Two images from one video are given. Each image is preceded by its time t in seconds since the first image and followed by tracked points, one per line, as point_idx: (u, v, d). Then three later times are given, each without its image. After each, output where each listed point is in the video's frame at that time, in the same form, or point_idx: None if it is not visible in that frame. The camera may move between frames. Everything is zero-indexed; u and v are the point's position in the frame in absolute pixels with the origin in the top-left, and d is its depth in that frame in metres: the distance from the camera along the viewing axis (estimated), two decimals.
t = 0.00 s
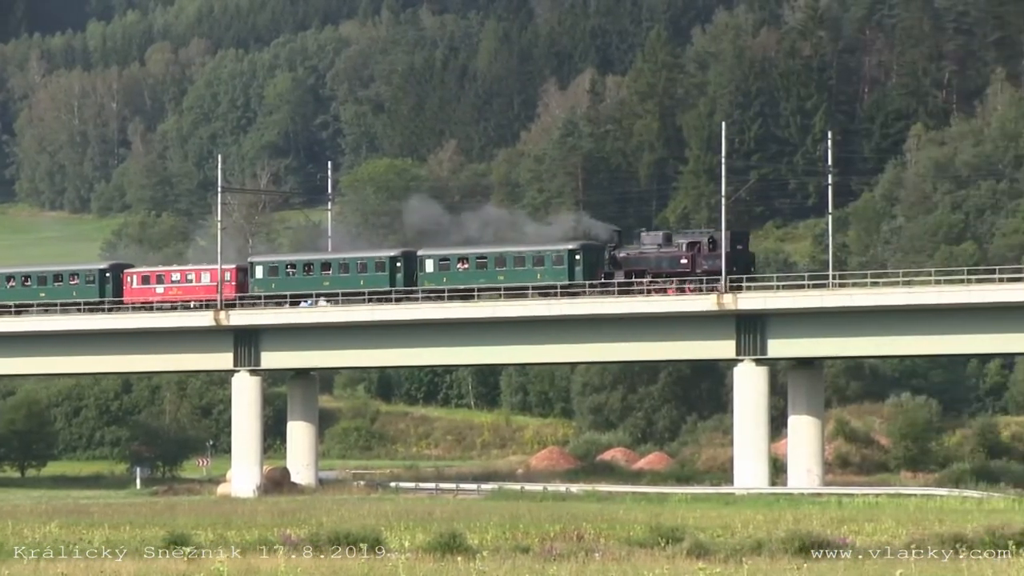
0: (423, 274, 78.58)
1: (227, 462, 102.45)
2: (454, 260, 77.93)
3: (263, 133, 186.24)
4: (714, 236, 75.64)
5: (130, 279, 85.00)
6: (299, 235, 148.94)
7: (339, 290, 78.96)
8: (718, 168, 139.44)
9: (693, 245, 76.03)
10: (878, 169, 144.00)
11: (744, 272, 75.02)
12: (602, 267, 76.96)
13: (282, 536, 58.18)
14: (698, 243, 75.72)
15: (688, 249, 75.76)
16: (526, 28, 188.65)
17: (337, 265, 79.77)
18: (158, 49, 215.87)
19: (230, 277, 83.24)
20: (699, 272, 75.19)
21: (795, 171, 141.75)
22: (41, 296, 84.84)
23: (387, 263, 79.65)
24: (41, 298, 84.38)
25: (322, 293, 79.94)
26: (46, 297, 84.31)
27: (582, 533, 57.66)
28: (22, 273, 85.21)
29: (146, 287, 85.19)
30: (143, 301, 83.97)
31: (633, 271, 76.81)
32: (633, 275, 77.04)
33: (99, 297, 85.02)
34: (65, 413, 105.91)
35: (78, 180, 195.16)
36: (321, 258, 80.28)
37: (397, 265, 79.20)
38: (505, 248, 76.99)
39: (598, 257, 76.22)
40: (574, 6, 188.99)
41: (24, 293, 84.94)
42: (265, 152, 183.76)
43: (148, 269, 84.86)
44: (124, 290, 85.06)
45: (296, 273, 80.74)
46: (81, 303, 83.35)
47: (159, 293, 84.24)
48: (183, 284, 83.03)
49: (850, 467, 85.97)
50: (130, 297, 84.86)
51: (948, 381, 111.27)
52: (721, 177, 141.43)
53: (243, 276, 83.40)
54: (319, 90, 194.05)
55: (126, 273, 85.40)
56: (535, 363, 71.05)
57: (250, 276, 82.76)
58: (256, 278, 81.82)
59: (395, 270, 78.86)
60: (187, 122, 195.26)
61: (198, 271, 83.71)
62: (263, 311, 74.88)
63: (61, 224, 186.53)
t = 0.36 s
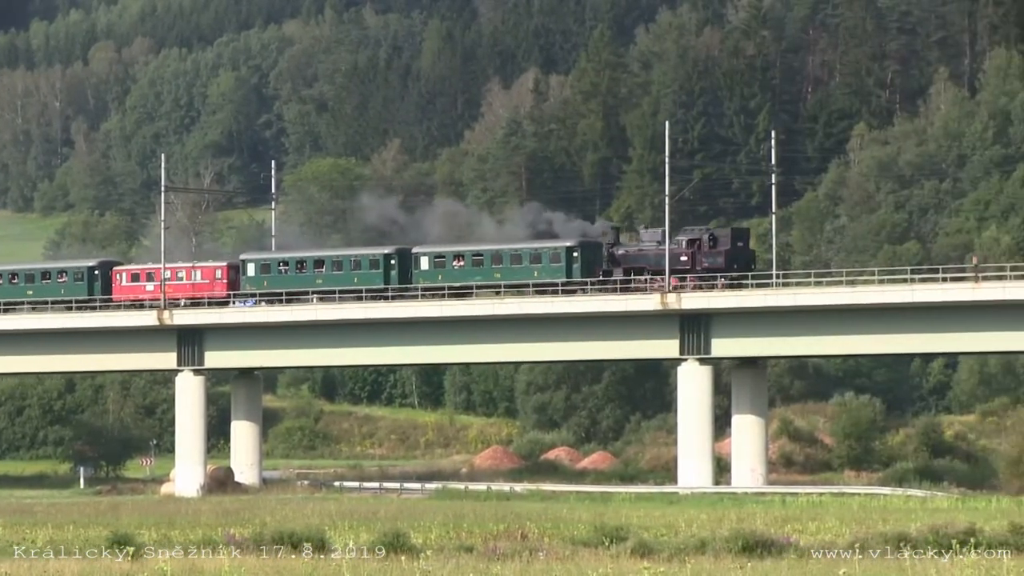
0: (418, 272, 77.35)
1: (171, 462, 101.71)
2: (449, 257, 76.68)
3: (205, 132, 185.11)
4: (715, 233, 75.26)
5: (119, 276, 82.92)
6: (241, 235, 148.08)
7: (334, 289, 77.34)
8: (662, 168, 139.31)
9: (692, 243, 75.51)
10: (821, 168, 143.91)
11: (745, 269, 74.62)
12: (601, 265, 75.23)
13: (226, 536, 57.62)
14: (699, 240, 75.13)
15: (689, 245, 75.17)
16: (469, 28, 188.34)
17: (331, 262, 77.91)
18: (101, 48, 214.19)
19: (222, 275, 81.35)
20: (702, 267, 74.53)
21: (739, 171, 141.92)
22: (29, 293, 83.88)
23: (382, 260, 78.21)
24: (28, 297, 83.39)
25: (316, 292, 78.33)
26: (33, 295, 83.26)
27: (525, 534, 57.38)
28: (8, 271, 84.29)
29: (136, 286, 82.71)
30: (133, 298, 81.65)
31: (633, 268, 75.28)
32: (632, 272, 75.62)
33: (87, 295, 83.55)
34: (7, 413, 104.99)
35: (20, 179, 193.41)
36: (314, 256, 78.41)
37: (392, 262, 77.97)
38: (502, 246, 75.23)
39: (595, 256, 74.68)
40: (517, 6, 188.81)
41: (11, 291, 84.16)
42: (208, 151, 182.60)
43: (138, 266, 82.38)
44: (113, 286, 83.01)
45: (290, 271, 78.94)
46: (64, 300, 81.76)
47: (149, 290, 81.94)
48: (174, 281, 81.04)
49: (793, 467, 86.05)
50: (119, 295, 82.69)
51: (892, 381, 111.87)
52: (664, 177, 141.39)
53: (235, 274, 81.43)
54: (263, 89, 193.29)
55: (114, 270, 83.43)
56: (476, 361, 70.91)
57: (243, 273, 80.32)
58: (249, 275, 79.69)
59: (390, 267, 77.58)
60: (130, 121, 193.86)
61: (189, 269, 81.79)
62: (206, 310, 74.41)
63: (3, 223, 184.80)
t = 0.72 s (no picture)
0: (418, 269, 76.44)
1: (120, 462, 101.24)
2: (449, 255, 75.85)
3: (154, 133, 184.23)
4: (722, 231, 72.39)
5: (115, 275, 81.15)
6: (189, 235, 147.33)
7: (334, 287, 76.64)
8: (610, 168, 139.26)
9: (698, 241, 72.70)
10: (770, 168, 144.26)
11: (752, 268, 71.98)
12: (604, 263, 74.15)
13: (174, 536, 57.34)
14: (705, 239, 72.34)
15: (694, 244, 72.46)
16: (418, 28, 188.06)
17: (330, 260, 77.18)
18: (49, 48, 212.75)
19: (219, 274, 80.21)
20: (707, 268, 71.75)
21: (687, 171, 142.21)
22: (22, 292, 82.84)
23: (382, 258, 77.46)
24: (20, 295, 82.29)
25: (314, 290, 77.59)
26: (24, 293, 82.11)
27: (473, 533, 57.34)
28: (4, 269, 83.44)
29: (130, 284, 81.35)
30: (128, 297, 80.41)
31: (635, 267, 73.34)
32: (636, 271, 73.59)
33: (81, 294, 81.56)
34: None
35: None
36: (313, 254, 77.70)
37: (391, 261, 77.04)
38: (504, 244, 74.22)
39: (598, 254, 73.27)
40: (466, 6, 188.70)
41: (5, 289, 83.23)
42: (156, 151, 181.74)
43: (134, 264, 81.10)
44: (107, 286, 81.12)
45: (288, 270, 78.18)
46: (57, 299, 80.42)
47: (144, 289, 80.65)
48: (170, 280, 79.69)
49: (741, 467, 86.48)
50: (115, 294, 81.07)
51: (840, 380, 112.05)
52: (613, 177, 141.45)
53: (232, 273, 80.34)
54: (211, 90, 192.69)
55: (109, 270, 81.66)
56: (426, 363, 70.65)
57: (240, 271, 79.58)
58: (246, 273, 79.14)
59: (390, 265, 76.69)
60: (79, 122, 192.73)
61: (185, 268, 80.50)
62: (155, 311, 73.92)
63: None
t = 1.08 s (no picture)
0: (413, 266, 74.80)
1: (59, 462, 100.34)
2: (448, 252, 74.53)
3: (95, 132, 182.96)
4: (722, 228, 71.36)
5: (103, 273, 80.41)
6: (131, 234, 146.33)
7: (327, 284, 75.70)
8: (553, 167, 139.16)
9: (699, 237, 71.76)
10: (711, 168, 144.75)
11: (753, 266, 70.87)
12: (603, 260, 73.25)
13: (115, 536, 56.65)
14: (705, 235, 71.33)
15: (694, 241, 71.55)
16: (359, 28, 187.46)
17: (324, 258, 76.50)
18: None
19: (209, 272, 79.67)
20: (707, 265, 70.93)
21: (629, 171, 141.97)
22: (8, 289, 80.79)
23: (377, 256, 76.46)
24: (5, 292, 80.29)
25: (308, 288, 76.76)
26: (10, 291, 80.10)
27: (414, 533, 57.00)
28: None
29: (119, 282, 80.69)
30: (117, 295, 79.71)
31: (635, 264, 72.80)
32: (636, 268, 73.00)
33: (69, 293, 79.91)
34: None
35: None
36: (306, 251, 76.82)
37: (386, 258, 75.97)
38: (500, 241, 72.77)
39: (596, 252, 72.61)
40: (408, 6, 188.38)
41: None
42: (98, 151, 180.49)
43: (123, 262, 80.44)
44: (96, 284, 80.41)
45: (280, 267, 77.68)
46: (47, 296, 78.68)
47: (133, 287, 79.93)
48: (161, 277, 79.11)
49: (683, 466, 86.48)
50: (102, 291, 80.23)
51: (781, 380, 112.30)
52: (555, 177, 141.35)
53: (222, 270, 79.86)
54: (153, 89, 191.53)
55: (98, 267, 80.86)
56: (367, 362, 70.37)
57: (231, 269, 79.25)
58: (238, 271, 78.49)
59: (385, 262, 75.62)
60: (19, 120, 191.15)
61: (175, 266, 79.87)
62: (96, 310, 73.44)
63: None
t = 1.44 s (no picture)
0: (412, 264, 74.41)
1: None
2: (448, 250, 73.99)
3: (39, 131, 181.92)
4: (726, 226, 71.63)
5: (96, 270, 80.13)
6: (75, 234, 145.48)
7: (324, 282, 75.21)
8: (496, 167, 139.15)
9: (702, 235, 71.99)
10: (655, 168, 145.63)
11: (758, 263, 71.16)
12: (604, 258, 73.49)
13: (60, 536, 56.30)
14: (709, 233, 71.59)
15: (698, 239, 71.80)
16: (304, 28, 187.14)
17: (320, 256, 76.09)
18: None
19: (203, 269, 79.19)
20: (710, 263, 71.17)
21: (573, 171, 141.59)
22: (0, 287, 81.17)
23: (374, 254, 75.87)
24: None
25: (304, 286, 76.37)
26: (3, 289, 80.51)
27: (358, 533, 56.89)
28: None
29: (112, 280, 80.29)
30: (110, 293, 79.29)
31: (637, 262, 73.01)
32: (638, 265, 73.20)
33: (61, 290, 80.35)
34: None
35: None
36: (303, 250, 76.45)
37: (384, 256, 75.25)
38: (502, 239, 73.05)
39: (597, 249, 72.83)
40: (353, 6, 188.06)
41: None
42: (42, 150, 179.47)
43: (116, 260, 80.07)
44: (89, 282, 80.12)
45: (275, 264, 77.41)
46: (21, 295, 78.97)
47: (127, 285, 79.52)
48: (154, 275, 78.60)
49: (627, 466, 86.65)
50: (95, 289, 79.92)
51: (724, 380, 112.75)
52: (498, 177, 141.36)
53: (217, 268, 79.38)
54: (97, 88, 190.52)
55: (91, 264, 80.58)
56: (312, 361, 70.16)
57: (228, 266, 79.22)
58: (232, 269, 78.66)
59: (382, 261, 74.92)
60: None
61: (169, 264, 79.32)
62: (40, 309, 73.15)
63: None
